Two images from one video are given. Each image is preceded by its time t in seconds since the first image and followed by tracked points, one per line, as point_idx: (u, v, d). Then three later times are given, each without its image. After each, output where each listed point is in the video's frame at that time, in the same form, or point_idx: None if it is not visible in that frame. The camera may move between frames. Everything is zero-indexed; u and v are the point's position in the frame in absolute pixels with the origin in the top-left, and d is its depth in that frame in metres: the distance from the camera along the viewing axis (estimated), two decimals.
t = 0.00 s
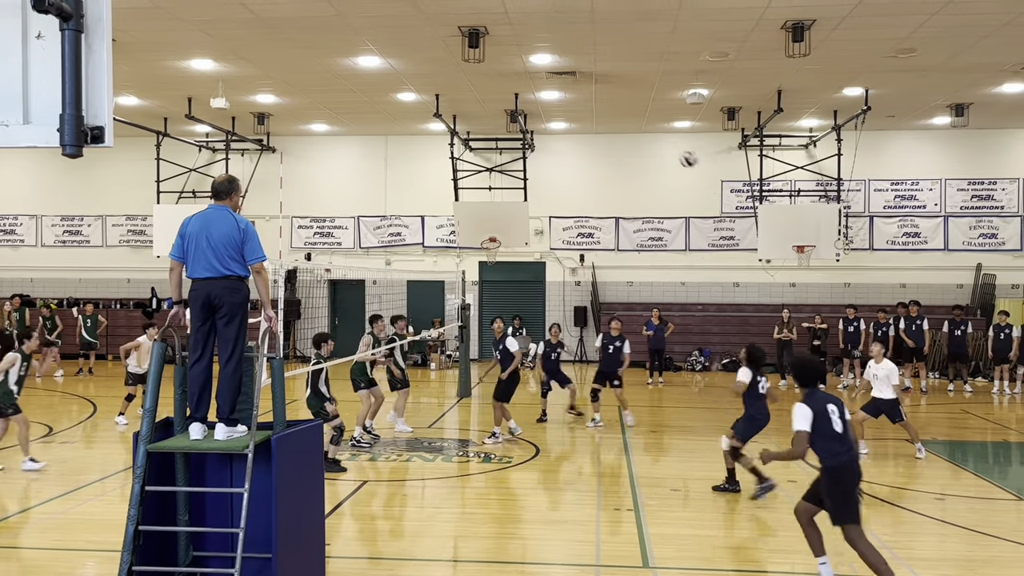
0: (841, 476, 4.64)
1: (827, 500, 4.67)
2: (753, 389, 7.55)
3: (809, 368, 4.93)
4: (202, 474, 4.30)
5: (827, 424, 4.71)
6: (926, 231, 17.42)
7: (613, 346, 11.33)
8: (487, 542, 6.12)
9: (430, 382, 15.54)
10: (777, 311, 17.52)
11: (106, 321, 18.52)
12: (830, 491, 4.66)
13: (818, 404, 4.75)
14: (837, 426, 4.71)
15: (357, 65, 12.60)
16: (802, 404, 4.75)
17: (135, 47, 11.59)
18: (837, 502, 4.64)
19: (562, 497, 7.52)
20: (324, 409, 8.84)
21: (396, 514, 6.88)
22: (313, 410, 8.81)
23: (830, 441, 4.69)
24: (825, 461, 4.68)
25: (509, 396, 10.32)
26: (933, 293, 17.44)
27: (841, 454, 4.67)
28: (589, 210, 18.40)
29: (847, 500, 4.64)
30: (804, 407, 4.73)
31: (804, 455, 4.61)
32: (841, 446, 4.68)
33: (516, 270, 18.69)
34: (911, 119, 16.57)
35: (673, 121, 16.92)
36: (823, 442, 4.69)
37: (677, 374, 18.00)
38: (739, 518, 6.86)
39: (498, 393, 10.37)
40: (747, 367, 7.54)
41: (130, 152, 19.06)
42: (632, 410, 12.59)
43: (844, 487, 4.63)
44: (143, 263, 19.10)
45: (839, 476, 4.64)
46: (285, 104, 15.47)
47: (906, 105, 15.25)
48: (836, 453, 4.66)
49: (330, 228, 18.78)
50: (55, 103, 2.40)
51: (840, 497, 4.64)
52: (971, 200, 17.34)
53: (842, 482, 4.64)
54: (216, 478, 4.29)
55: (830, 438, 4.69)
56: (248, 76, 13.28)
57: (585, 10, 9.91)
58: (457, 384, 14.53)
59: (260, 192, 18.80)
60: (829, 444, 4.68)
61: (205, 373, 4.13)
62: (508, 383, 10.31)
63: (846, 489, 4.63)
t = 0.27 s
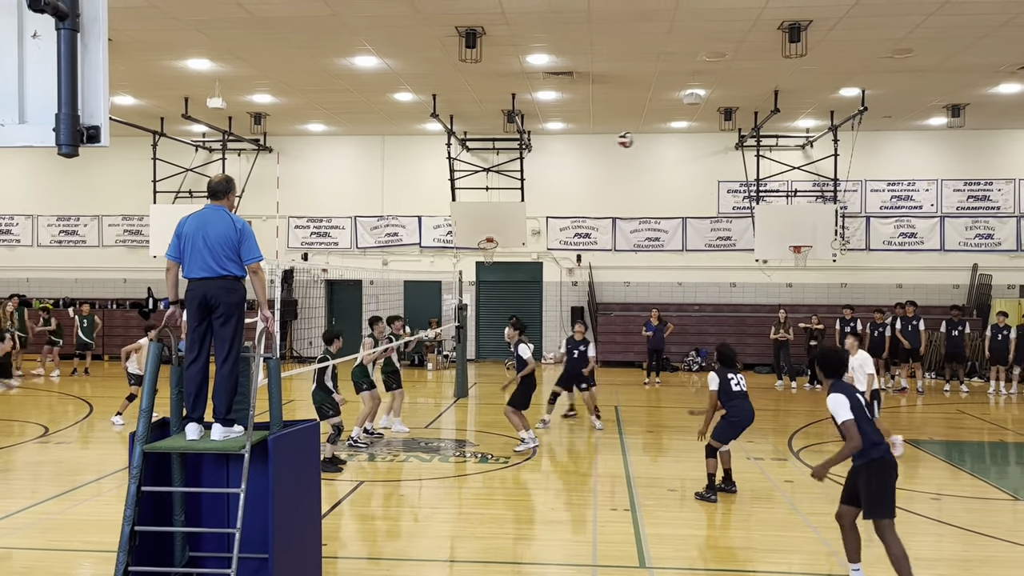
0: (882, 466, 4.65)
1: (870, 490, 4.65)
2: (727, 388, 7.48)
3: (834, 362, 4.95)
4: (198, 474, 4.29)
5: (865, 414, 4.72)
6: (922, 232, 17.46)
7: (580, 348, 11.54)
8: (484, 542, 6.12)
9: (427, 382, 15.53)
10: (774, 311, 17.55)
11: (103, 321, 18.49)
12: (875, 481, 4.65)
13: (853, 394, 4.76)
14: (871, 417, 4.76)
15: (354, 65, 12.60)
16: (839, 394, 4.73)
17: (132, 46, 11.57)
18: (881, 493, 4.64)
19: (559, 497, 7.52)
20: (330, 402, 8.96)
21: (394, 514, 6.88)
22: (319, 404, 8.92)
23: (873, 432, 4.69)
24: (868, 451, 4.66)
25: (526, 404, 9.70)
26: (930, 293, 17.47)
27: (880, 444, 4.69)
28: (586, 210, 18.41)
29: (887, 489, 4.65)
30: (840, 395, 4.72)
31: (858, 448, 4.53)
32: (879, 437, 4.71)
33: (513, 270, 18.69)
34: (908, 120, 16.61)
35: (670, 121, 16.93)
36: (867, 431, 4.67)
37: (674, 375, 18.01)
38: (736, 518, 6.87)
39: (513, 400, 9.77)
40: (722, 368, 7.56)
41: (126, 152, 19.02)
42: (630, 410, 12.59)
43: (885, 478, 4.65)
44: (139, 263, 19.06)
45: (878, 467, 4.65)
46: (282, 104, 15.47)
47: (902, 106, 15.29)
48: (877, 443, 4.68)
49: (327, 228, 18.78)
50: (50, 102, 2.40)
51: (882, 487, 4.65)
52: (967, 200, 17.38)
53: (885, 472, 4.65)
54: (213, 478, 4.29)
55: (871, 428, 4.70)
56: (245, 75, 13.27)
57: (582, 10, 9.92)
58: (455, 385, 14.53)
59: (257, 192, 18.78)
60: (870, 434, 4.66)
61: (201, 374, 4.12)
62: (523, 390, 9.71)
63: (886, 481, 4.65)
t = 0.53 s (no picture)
0: (893, 483, 4.62)
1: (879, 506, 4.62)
2: (719, 382, 7.48)
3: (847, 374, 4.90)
4: (196, 474, 4.29)
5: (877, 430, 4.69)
6: (919, 232, 17.49)
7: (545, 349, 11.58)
8: (482, 542, 6.12)
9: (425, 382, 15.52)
10: (771, 311, 17.56)
11: (100, 321, 18.46)
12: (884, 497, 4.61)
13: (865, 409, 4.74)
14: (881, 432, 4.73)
15: (352, 65, 12.60)
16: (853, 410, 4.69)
17: (129, 46, 11.56)
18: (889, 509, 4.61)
19: (557, 497, 7.52)
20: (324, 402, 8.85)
21: (392, 514, 6.87)
22: (314, 402, 8.85)
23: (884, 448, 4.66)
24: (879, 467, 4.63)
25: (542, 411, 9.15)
26: (927, 293, 17.50)
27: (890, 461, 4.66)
28: (584, 210, 18.41)
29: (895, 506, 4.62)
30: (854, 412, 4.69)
31: (869, 471, 4.52)
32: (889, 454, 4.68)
33: (511, 270, 18.69)
34: (905, 120, 16.64)
35: (667, 121, 16.94)
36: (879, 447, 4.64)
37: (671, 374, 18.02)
38: (734, 517, 6.87)
39: (529, 406, 9.23)
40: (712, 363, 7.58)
41: (124, 152, 19.00)
42: (628, 409, 12.60)
43: (895, 495, 4.62)
44: (137, 263, 19.04)
45: (890, 483, 4.62)
46: (279, 104, 15.46)
47: (900, 106, 15.32)
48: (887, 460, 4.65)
49: (325, 228, 18.77)
50: (47, 101, 2.39)
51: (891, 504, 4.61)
52: (964, 201, 17.41)
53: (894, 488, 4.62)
54: (210, 478, 4.29)
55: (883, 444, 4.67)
56: (242, 75, 13.26)
57: (580, 10, 9.92)
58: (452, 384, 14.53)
59: (255, 192, 18.76)
60: (882, 451, 4.64)
61: (199, 374, 4.12)
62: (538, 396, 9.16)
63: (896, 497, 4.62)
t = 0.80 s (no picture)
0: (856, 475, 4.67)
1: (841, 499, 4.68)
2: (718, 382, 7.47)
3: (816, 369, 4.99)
4: (194, 474, 4.29)
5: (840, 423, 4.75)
6: (918, 231, 17.50)
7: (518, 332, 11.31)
8: (481, 542, 6.12)
9: (424, 382, 15.53)
10: (770, 311, 17.58)
11: (98, 320, 18.45)
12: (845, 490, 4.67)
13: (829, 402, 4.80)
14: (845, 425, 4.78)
15: (350, 65, 12.60)
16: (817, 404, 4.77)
17: (128, 45, 11.54)
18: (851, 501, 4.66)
19: (555, 496, 7.52)
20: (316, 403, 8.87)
21: (391, 514, 6.87)
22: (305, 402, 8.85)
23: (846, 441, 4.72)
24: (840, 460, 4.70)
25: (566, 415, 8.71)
26: (925, 293, 17.52)
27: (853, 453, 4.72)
28: (583, 210, 18.41)
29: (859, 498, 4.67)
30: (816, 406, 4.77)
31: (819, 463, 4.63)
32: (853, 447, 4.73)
33: (509, 270, 18.69)
34: (903, 120, 16.66)
35: (666, 121, 16.95)
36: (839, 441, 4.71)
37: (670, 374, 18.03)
38: (732, 517, 6.88)
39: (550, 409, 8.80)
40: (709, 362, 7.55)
41: (122, 151, 18.98)
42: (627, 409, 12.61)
43: (858, 488, 4.67)
44: (135, 262, 19.03)
45: (851, 478, 4.67)
46: (278, 103, 15.45)
47: (898, 106, 15.33)
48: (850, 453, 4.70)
49: (324, 227, 18.77)
50: (46, 101, 2.39)
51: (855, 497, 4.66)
52: (963, 200, 17.43)
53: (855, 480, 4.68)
54: (208, 478, 4.29)
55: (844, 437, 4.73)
56: (241, 74, 13.25)
57: (579, 10, 9.93)
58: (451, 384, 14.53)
59: (253, 191, 18.74)
60: (843, 444, 4.71)
61: (197, 374, 4.11)
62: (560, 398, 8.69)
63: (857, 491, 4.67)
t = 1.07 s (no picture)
0: (799, 470, 4.77)
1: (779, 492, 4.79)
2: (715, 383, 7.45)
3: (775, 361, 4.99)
4: (193, 472, 4.29)
5: (791, 419, 4.79)
6: (917, 231, 17.51)
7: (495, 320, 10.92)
8: (481, 541, 6.12)
9: (423, 381, 15.53)
10: (769, 310, 17.59)
11: (97, 319, 18.46)
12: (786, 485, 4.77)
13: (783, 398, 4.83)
14: (797, 421, 4.82)
15: (350, 64, 12.60)
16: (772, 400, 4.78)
17: (127, 44, 11.54)
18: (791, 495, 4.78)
19: (555, 496, 7.52)
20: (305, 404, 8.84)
21: (390, 513, 6.87)
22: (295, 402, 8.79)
23: (795, 437, 4.78)
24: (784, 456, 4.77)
25: (590, 417, 8.63)
26: (925, 293, 17.54)
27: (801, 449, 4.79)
28: (582, 208, 18.42)
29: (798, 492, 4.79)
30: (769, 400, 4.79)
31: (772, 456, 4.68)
32: (801, 442, 4.79)
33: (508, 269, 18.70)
34: (903, 119, 16.67)
35: (665, 120, 16.96)
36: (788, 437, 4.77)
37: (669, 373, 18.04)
38: (732, 516, 6.88)
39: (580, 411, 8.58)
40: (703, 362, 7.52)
41: (121, 150, 18.97)
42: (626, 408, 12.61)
43: (801, 481, 4.78)
44: (134, 261, 19.02)
45: (796, 472, 4.77)
46: (278, 102, 15.44)
47: (898, 105, 15.34)
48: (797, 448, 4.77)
49: (323, 226, 18.77)
50: (45, 100, 2.39)
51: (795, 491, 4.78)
52: (962, 199, 17.44)
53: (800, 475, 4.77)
54: (208, 476, 4.28)
55: (793, 432, 4.78)
56: (240, 73, 13.24)
57: (578, 9, 9.93)
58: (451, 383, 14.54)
59: (252, 190, 18.73)
60: (792, 439, 4.77)
61: (196, 373, 4.11)
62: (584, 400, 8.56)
63: (801, 483, 4.77)
